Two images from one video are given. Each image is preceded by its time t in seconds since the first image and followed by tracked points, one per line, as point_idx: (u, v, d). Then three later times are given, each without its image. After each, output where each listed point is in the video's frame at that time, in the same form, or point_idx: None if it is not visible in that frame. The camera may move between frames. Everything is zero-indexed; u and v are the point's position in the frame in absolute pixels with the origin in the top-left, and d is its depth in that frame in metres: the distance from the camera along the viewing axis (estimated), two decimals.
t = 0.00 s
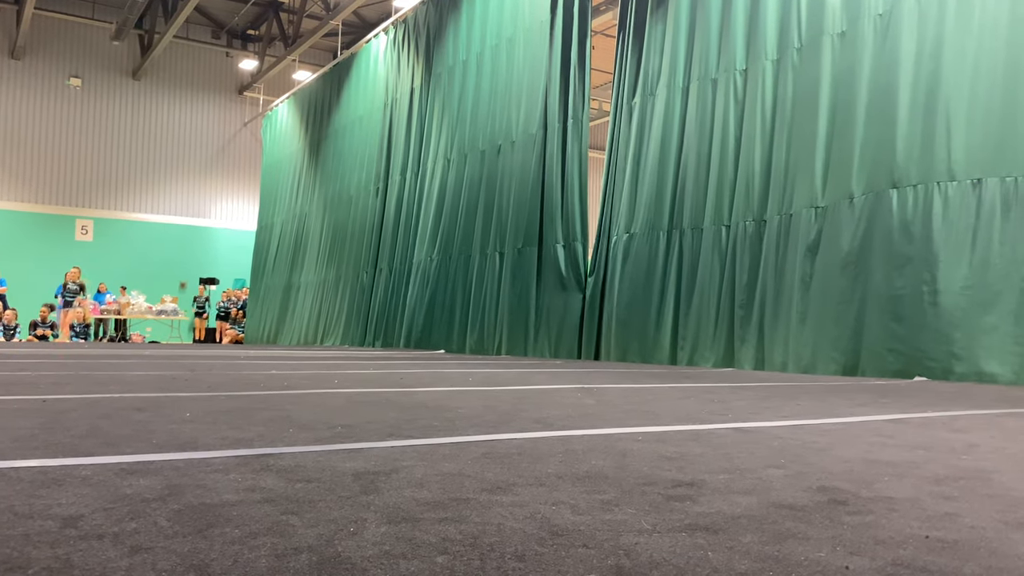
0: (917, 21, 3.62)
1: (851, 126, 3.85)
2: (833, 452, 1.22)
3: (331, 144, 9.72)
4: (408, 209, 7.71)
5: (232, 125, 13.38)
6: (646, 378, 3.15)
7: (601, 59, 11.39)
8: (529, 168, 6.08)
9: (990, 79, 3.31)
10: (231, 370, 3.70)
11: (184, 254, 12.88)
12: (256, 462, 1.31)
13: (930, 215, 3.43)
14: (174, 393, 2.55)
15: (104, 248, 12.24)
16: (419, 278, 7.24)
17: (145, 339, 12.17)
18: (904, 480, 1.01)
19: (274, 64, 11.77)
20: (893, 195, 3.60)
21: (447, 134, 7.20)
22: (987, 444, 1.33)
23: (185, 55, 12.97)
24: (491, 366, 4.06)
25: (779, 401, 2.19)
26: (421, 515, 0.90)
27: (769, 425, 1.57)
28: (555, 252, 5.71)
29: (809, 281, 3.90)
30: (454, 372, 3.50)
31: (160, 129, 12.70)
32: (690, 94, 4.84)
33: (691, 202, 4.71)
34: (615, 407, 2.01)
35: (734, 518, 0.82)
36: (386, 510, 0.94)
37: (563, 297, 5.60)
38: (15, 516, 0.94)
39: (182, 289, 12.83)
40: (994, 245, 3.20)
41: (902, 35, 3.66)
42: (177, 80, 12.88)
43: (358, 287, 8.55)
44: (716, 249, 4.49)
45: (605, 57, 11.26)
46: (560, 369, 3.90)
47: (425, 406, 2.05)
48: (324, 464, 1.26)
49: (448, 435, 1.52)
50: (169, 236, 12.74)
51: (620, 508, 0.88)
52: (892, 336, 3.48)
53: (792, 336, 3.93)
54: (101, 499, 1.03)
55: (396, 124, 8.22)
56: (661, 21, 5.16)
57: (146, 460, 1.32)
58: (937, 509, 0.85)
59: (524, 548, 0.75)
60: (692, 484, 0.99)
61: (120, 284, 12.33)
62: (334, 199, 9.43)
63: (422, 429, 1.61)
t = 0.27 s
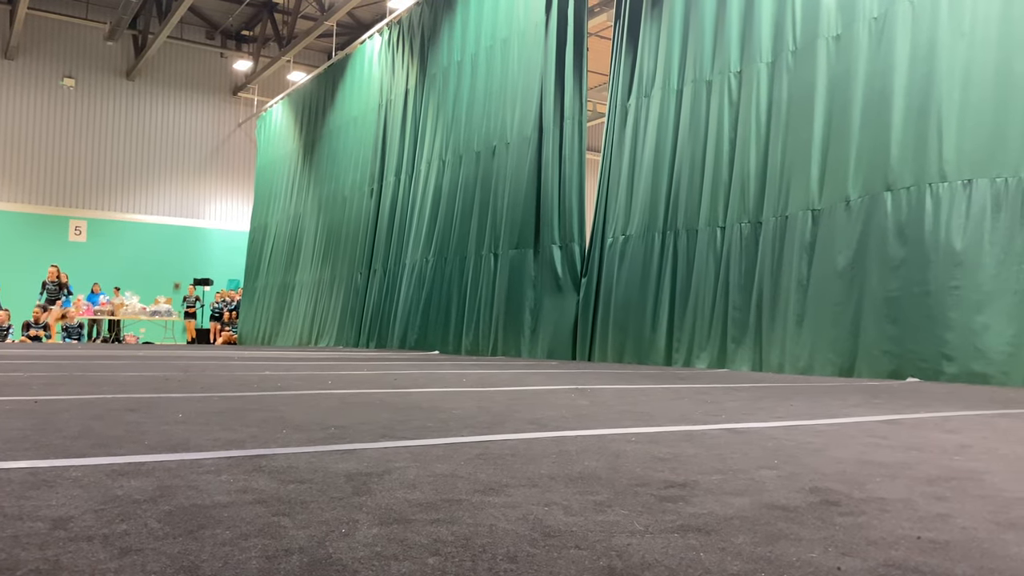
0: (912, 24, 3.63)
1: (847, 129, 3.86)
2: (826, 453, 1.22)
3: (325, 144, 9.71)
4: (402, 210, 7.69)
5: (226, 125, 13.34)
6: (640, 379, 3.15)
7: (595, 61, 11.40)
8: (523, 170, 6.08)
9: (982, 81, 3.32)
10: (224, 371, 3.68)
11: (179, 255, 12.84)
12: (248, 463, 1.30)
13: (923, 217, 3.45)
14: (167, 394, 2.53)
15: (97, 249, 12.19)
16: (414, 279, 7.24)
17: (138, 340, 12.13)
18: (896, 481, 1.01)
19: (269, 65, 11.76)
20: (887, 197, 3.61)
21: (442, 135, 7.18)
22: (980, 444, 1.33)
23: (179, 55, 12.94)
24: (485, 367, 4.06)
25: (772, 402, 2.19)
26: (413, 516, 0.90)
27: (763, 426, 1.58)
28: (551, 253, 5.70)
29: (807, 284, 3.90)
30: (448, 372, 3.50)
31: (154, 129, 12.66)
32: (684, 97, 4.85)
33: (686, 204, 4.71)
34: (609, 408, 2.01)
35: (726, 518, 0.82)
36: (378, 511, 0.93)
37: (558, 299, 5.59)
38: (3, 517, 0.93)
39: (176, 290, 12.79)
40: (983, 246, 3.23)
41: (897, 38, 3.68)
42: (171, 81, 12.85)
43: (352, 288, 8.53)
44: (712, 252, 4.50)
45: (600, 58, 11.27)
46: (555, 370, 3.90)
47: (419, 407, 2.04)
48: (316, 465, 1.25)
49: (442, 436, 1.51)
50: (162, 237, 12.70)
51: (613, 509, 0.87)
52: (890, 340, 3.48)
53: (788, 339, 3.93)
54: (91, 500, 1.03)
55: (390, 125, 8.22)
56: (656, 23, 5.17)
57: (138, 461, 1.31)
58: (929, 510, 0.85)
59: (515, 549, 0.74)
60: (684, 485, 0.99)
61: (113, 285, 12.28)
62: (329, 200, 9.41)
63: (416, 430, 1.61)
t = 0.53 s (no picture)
0: (910, 26, 3.64)
1: (845, 130, 3.86)
2: (823, 451, 1.22)
3: (322, 144, 9.69)
4: (400, 210, 7.68)
5: (223, 125, 13.33)
6: (637, 380, 3.15)
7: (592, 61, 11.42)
8: (521, 170, 6.07)
9: (977, 82, 3.34)
10: (221, 371, 3.68)
11: (175, 255, 12.82)
12: (244, 461, 1.30)
13: (920, 218, 3.46)
14: (164, 393, 2.53)
15: (94, 249, 12.17)
16: (411, 279, 7.24)
17: (135, 340, 12.10)
18: (892, 479, 1.01)
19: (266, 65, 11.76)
20: (885, 199, 3.62)
21: (440, 136, 7.18)
22: (976, 443, 1.33)
23: (176, 55, 12.92)
24: (482, 367, 4.06)
25: (769, 401, 2.20)
26: (409, 513, 0.90)
27: (759, 425, 1.58)
28: (549, 253, 5.70)
29: (807, 285, 3.90)
30: (445, 372, 3.49)
31: (151, 129, 12.64)
32: (682, 98, 4.85)
33: (685, 205, 4.72)
34: (606, 407, 2.01)
35: (722, 516, 0.82)
36: (374, 509, 0.93)
37: (556, 299, 5.59)
38: None
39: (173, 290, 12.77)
40: (978, 246, 3.24)
41: (894, 40, 3.69)
42: (168, 81, 12.83)
43: (349, 288, 8.52)
44: (710, 253, 4.50)
45: (597, 59, 11.28)
46: (553, 370, 3.90)
47: (416, 406, 2.04)
48: (312, 463, 1.25)
49: (439, 434, 1.51)
50: (159, 236, 12.68)
51: (610, 506, 0.87)
52: (890, 342, 3.48)
53: (788, 340, 3.93)
54: (87, 498, 1.02)
55: (387, 125, 8.21)
56: (654, 25, 5.17)
57: (134, 459, 1.31)
58: (925, 507, 0.85)
59: (511, 546, 0.74)
60: (681, 483, 0.99)
61: (110, 285, 12.25)
62: (326, 200, 9.39)
63: (412, 429, 1.61)
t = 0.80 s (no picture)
0: (909, 28, 3.65)
1: (845, 132, 3.87)
2: (820, 452, 1.23)
3: (320, 145, 9.69)
4: (399, 211, 7.68)
5: (222, 126, 13.32)
6: (635, 381, 3.15)
7: (590, 63, 11.44)
8: (519, 171, 6.07)
9: (975, 85, 3.35)
10: (219, 371, 3.67)
11: (174, 256, 12.81)
12: (241, 461, 1.30)
13: (918, 219, 3.47)
14: (162, 394, 2.53)
15: (93, 249, 12.16)
16: (409, 280, 7.24)
17: (133, 340, 12.09)
18: (888, 480, 1.01)
19: (265, 66, 11.76)
20: (883, 201, 3.63)
21: (439, 137, 7.17)
22: (972, 444, 1.34)
23: (174, 55, 12.92)
24: (480, 368, 4.06)
25: (766, 402, 2.20)
26: (407, 514, 0.90)
27: (757, 426, 1.58)
28: (548, 254, 5.70)
29: (809, 288, 3.90)
30: (443, 373, 3.50)
31: (150, 130, 12.64)
32: (682, 99, 4.85)
33: (684, 206, 4.72)
34: (603, 408, 2.01)
35: (719, 516, 0.82)
36: (371, 509, 0.94)
37: (556, 300, 5.59)
38: None
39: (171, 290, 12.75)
40: (974, 248, 3.25)
41: (893, 43, 3.70)
42: (167, 81, 12.83)
43: (347, 289, 8.52)
44: (709, 254, 4.50)
45: (596, 60, 11.29)
46: (551, 371, 3.90)
47: (413, 407, 2.04)
48: (310, 464, 1.25)
49: (436, 435, 1.51)
50: (157, 237, 12.66)
51: (606, 507, 0.87)
52: (890, 344, 3.48)
53: (788, 341, 3.93)
54: (84, 498, 1.02)
55: (386, 126, 8.21)
56: (653, 27, 5.18)
57: (131, 459, 1.31)
58: (921, 508, 0.85)
59: (508, 546, 0.74)
60: (678, 483, 0.99)
61: (108, 286, 12.24)
62: (325, 201, 9.39)
63: (410, 430, 1.61)
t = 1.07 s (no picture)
0: (908, 31, 3.66)
1: (845, 135, 3.87)
2: (815, 454, 1.23)
3: (318, 145, 9.68)
4: (397, 212, 7.68)
5: (220, 126, 13.30)
6: (632, 382, 3.15)
7: (588, 64, 11.45)
8: (517, 172, 6.07)
9: (973, 87, 3.36)
10: (215, 372, 3.67)
11: (171, 256, 12.78)
12: (236, 462, 1.30)
13: (917, 221, 3.48)
14: (158, 394, 2.52)
15: (90, 249, 12.13)
16: (407, 281, 7.23)
17: (130, 340, 12.06)
18: (883, 481, 1.01)
19: (263, 66, 11.75)
20: (882, 204, 3.64)
21: (437, 138, 7.17)
22: (967, 446, 1.34)
23: (172, 55, 12.91)
24: (477, 369, 4.05)
25: (762, 403, 2.20)
26: (402, 513, 0.90)
27: (752, 427, 1.58)
28: (546, 256, 5.70)
29: (810, 290, 3.90)
30: (439, 374, 3.50)
31: (148, 130, 12.62)
32: (681, 101, 4.85)
33: (683, 208, 4.73)
34: (599, 409, 2.01)
35: (713, 517, 0.82)
36: (366, 509, 0.93)
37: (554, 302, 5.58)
38: None
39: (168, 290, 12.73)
40: (970, 250, 3.26)
41: (893, 46, 3.71)
42: (165, 81, 12.81)
43: (345, 289, 8.51)
44: (708, 256, 4.51)
45: (594, 61, 11.30)
46: (549, 373, 3.89)
47: (409, 407, 2.04)
48: (305, 464, 1.25)
49: (432, 436, 1.51)
50: (154, 237, 12.63)
51: (601, 507, 0.87)
52: (890, 346, 3.48)
53: (788, 343, 3.94)
54: (78, 497, 1.02)
55: (384, 127, 8.21)
56: (652, 29, 5.18)
57: (126, 459, 1.30)
58: (915, 509, 0.85)
59: (502, 546, 0.74)
60: (673, 484, 0.99)
61: (105, 286, 12.20)
62: (323, 202, 9.38)
63: (406, 430, 1.61)
